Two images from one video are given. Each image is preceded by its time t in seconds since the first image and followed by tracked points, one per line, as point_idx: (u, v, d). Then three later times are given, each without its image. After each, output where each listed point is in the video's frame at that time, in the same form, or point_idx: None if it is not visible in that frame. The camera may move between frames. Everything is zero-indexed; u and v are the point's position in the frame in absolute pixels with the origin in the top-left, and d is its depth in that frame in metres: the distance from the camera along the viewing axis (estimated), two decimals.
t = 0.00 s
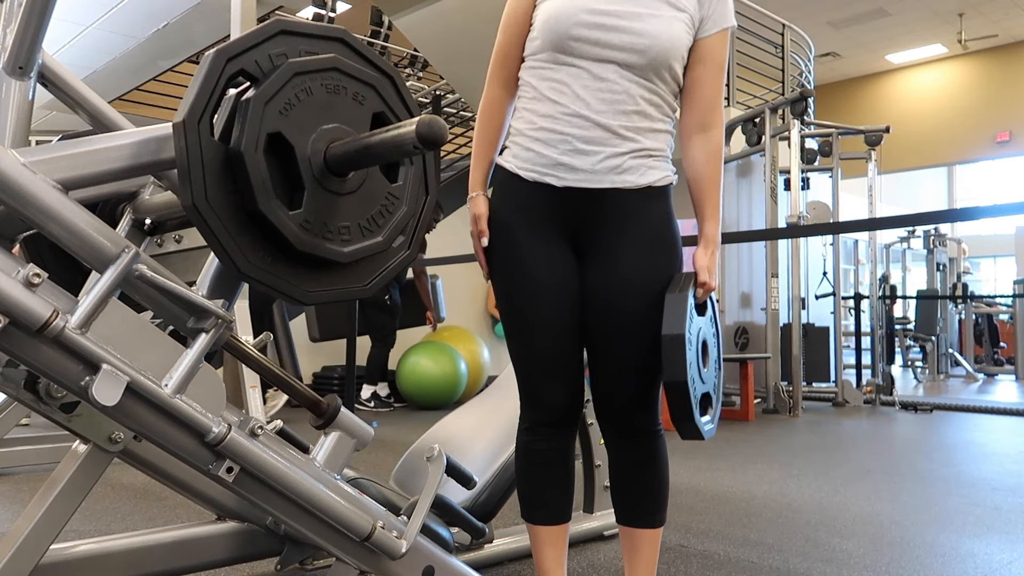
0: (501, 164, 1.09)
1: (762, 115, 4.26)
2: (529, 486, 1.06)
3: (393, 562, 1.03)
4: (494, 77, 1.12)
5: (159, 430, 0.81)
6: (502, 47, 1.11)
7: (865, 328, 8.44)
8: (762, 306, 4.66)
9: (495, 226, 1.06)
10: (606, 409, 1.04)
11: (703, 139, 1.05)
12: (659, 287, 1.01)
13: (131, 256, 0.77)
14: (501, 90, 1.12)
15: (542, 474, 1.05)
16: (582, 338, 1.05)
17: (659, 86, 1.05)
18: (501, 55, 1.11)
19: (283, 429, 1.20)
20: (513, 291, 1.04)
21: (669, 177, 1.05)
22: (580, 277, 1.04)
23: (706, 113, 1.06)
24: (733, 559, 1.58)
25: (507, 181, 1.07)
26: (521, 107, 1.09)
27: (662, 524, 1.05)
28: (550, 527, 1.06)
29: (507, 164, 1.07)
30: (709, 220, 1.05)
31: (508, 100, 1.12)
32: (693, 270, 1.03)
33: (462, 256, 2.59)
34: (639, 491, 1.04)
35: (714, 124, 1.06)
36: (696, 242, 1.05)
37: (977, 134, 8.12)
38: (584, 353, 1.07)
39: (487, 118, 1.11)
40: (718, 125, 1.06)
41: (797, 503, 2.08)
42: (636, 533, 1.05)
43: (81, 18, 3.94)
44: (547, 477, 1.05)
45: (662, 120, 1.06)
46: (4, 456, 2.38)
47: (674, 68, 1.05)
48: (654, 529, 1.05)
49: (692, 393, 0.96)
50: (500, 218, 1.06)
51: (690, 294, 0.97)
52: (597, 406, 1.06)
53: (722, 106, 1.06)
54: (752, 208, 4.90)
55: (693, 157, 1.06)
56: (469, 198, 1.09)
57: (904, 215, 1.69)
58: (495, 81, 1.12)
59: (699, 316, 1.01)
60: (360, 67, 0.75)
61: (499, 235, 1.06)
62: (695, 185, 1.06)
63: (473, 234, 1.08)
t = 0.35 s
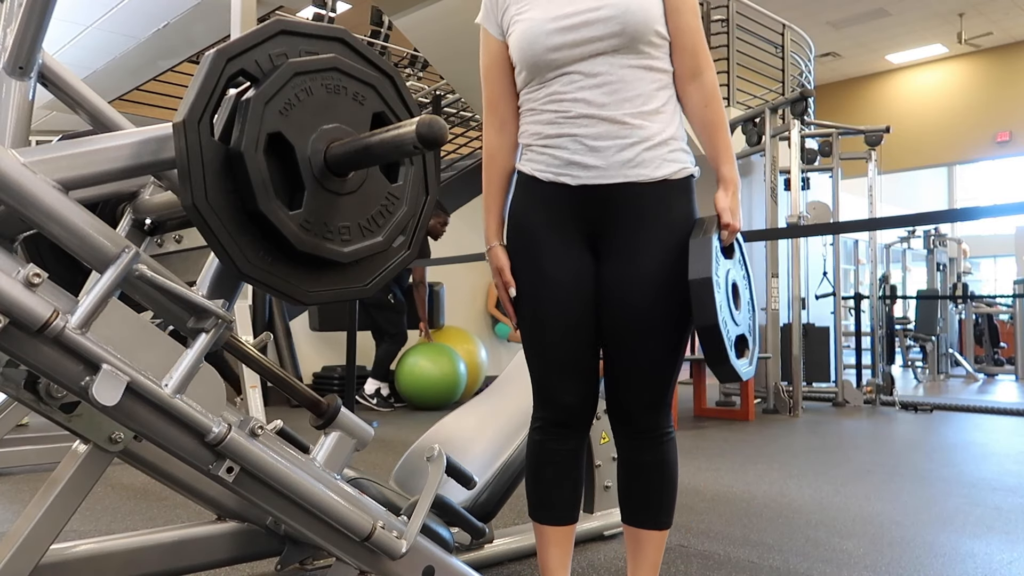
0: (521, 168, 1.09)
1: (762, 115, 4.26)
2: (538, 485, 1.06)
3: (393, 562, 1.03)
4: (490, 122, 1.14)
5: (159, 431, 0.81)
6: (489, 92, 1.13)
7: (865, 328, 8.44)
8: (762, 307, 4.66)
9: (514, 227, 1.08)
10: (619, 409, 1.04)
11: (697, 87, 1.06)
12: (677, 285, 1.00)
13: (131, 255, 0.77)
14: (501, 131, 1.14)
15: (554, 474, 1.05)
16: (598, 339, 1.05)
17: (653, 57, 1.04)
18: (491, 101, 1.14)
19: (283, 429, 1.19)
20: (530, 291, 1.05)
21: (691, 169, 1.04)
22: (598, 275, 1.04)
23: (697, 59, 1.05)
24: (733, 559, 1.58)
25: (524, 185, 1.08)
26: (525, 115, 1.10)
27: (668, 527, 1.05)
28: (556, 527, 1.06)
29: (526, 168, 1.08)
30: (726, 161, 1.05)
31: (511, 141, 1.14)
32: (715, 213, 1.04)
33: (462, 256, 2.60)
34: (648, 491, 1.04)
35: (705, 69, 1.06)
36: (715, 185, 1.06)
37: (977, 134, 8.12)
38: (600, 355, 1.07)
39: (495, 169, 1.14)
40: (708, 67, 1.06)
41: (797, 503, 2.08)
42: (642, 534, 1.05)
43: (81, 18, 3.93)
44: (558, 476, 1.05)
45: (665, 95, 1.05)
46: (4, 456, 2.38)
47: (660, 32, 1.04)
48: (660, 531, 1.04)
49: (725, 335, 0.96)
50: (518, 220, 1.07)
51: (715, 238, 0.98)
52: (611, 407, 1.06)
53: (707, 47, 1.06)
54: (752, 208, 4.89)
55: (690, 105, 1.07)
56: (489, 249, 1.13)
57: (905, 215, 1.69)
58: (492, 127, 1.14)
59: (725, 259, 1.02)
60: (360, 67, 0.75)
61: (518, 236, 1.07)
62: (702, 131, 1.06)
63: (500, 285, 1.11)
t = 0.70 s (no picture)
0: (531, 174, 1.10)
1: (762, 115, 4.25)
2: (543, 485, 1.06)
3: (393, 562, 1.03)
4: (490, 169, 1.13)
5: (158, 429, 0.81)
6: (487, 141, 1.14)
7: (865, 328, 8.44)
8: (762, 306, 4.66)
9: (527, 225, 1.08)
10: (627, 408, 1.04)
11: (688, 66, 1.06)
12: (690, 284, 1.00)
13: (131, 256, 0.77)
14: (501, 176, 1.13)
15: (559, 474, 1.05)
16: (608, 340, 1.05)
17: (640, 46, 1.04)
18: (489, 149, 1.13)
19: (283, 430, 1.19)
20: (540, 291, 1.05)
21: (701, 156, 1.05)
22: (610, 274, 1.03)
23: (681, 38, 1.05)
24: (733, 559, 1.58)
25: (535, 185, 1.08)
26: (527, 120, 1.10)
27: (671, 528, 1.05)
28: (559, 527, 1.06)
29: (537, 173, 1.08)
30: (727, 132, 1.05)
31: (511, 183, 1.14)
32: (721, 184, 1.04)
33: (462, 255, 2.60)
34: (654, 492, 1.04)
35: (691, 45, 1.05)
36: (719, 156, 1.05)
37: (977, 134, 8.12)
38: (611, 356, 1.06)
39: (501, 212, 1.13)
40: (694, 41, 1.06)
41: (796, 503, 2.08)
42: (645, 534, 1.05)
43: (81, 18, 3.93)
44: (564, 477, 1.05)
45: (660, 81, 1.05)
46: (4, 456, 2.39)
47: (642, 20, 1.04)
48: (663, 532, 1.04)
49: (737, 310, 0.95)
50: (530, 219, 1.07)
51: (722, 207, 0.98)
52: (619, 407, 1.06)
53: (685, 24, 1.05)
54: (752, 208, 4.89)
55: (685, 82, 1.07)
56: (505, 292, 1.12)
57: (905, 215, 1.69)
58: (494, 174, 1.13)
59: (736, 230, 1.01)
60: (360, 67, 0.75)
61: (530, 234, 1.07)
62: (698, 105, 1.08)
63: (517, 330, 1.11)
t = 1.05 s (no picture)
0: (520, 170, 1.09)
1: (762, 116, 4.25)
2: (539, 485, 1.06)
3: (394, 562, 1.03)
4: (488, 135, 1.14)
5: (159, 429, 0.81)
6: (487, 105, 1.14)
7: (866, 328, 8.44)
8: (762, 306, 4.65)
9: (518, 224, 1.07)
10: (621, 408, 1.04)
11: (694, 84, 1.06)
12: (682, 286, 1.00)
13: (131, 256, 0.77)
14: (498, 143, 1.14)
15: (556, 473, 1.05)
16: (600, 339, 1.05)
17: (648, 57, 1.04)
18: (488, 114, 1.14)
19: (284, 429, 1.19)
20: (532, 290, 1.05)
21: (694, 166, 1.04)
22: (600, 273, 1.04)
23: (693, 57, 1.05)
24: (733, 559, 1.58)
25: (527, 183, 1.08)
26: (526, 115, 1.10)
27: (669, 528, 1.05)
28: (558, 527, 1.06)
29: (527, 170, 1.08)
30: (724, 158, 1.04)
31: (508, 154, 1.15)
32: (715, 211, 1.03)
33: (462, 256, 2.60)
34: (652, 491, 1.03)
35: (702, 66, 1.05)
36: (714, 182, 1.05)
37: (977, 134, 8.12)
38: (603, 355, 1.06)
39: (495, 181, 1.14)
40: (704, 60, 1.05)
41: (796, 503, 2.08)
42: (643, 534, 1.05)
43: (81, 17, 3.93)
44: (560, 477, 1.05)
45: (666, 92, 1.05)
46: (4, 456, 2.39)
47: (655, 32, 1.03)
48: (661, 532, 1.04)
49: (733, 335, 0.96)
50: (520, 218, 1.07)
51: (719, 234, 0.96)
52: (613, 408, 1.05)
53: (701, 43, 1.05)
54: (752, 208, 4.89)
55: (688, 102, 1.07)
56: (488, 252, 1.12)
57: (905, 215, 1.69)
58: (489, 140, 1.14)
59: (728, 257, 1.00)
60: (360, 67, 0.75)
61: (522, 233, 1.07)
62: (699, 127, 1.07)
63: (500, 286, 1.10)
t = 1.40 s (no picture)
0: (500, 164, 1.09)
1: (762, 115, 4.24)
2: (530, 486, 1.06)
3: (394, 562, 1.03)
4: (497, 69, 1.13)
5: (160, 430, 0.81)
6: (505, 43, 1.13)
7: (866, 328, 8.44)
8: (762, 306, 4.65)
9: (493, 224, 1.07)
10: (606, 407, 1.04)
11: (702, 145, 1.05)
12: (659, 286, 1.00)
13: (131, 256, 0.77)
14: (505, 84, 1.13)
15: (545, 474, 1.05)
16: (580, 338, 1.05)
17: (656, 94, 1.04)
18: (503, 53, 1.13)
19: (284, 430, 1.19)
20: (509, 290, 1.05)
21: (670, 174, 1.04)
22: (576, 274, 1.03)
23: (709, 120, 1.05)
24: (733, 559, 1.58)
25: (507, 179, 1.07)
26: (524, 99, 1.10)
27: (663, 525, 1.05)
28: (553, 527, 1.06)
29: (506, 166, 1.08)
30: (707, 230, 1.04)
31: (509, 91, 1.13)
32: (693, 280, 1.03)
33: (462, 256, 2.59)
34: (647, 487, 1.04)
35: (715, 132, 1.05)
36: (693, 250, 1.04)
37: (977, 134, 8.12)
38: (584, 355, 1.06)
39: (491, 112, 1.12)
40: (718, 129, 1.05)
41: (797, 503, 2.08)
42: (639, 534, 1.05)
43: (81, 18, 3.93)
44: (549, 477, 1.05)
45: (665, 121, 1.05)
46: (4, 457, 2.39)
47: (668, 76, 1.03)
48: (655, 530, 1.04)
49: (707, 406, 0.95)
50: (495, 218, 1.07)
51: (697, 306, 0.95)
52: (599, 408, 1.06)
53: (722, 111, 1.05)
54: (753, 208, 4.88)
55: (692, 161, 1.06)
56: (472, 180, 1.10)
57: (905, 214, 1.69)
58: (496, 74, 1.13)
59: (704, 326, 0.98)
60: (359, 67, 0.75)
61: (498, 234, 1.06)
62: (695, 190, 1.05)
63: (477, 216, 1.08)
